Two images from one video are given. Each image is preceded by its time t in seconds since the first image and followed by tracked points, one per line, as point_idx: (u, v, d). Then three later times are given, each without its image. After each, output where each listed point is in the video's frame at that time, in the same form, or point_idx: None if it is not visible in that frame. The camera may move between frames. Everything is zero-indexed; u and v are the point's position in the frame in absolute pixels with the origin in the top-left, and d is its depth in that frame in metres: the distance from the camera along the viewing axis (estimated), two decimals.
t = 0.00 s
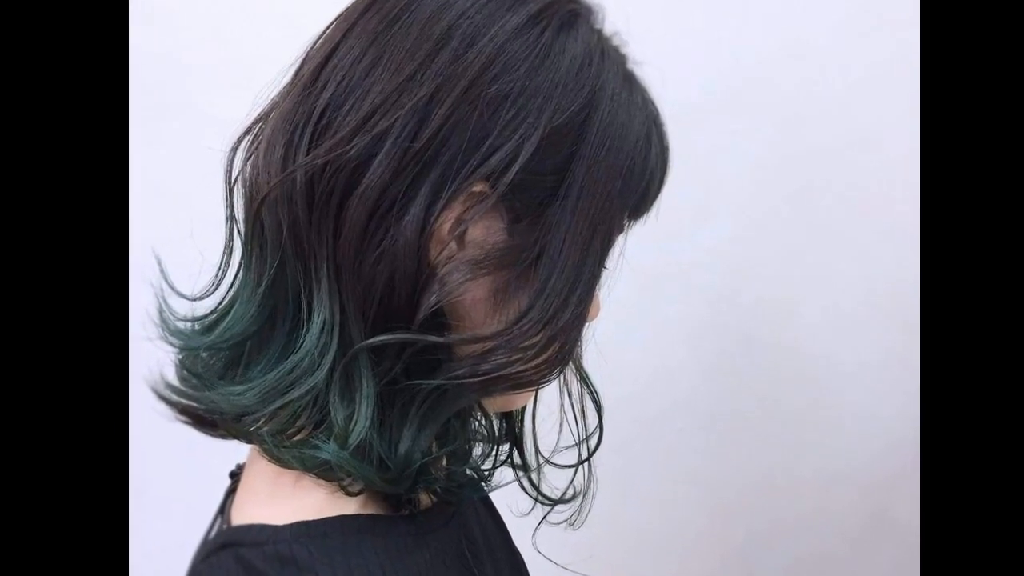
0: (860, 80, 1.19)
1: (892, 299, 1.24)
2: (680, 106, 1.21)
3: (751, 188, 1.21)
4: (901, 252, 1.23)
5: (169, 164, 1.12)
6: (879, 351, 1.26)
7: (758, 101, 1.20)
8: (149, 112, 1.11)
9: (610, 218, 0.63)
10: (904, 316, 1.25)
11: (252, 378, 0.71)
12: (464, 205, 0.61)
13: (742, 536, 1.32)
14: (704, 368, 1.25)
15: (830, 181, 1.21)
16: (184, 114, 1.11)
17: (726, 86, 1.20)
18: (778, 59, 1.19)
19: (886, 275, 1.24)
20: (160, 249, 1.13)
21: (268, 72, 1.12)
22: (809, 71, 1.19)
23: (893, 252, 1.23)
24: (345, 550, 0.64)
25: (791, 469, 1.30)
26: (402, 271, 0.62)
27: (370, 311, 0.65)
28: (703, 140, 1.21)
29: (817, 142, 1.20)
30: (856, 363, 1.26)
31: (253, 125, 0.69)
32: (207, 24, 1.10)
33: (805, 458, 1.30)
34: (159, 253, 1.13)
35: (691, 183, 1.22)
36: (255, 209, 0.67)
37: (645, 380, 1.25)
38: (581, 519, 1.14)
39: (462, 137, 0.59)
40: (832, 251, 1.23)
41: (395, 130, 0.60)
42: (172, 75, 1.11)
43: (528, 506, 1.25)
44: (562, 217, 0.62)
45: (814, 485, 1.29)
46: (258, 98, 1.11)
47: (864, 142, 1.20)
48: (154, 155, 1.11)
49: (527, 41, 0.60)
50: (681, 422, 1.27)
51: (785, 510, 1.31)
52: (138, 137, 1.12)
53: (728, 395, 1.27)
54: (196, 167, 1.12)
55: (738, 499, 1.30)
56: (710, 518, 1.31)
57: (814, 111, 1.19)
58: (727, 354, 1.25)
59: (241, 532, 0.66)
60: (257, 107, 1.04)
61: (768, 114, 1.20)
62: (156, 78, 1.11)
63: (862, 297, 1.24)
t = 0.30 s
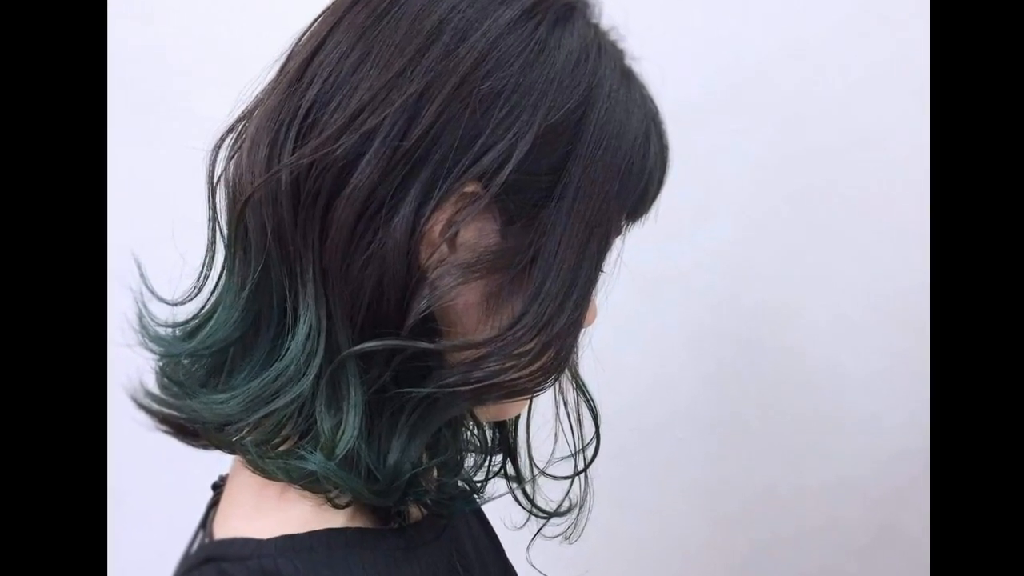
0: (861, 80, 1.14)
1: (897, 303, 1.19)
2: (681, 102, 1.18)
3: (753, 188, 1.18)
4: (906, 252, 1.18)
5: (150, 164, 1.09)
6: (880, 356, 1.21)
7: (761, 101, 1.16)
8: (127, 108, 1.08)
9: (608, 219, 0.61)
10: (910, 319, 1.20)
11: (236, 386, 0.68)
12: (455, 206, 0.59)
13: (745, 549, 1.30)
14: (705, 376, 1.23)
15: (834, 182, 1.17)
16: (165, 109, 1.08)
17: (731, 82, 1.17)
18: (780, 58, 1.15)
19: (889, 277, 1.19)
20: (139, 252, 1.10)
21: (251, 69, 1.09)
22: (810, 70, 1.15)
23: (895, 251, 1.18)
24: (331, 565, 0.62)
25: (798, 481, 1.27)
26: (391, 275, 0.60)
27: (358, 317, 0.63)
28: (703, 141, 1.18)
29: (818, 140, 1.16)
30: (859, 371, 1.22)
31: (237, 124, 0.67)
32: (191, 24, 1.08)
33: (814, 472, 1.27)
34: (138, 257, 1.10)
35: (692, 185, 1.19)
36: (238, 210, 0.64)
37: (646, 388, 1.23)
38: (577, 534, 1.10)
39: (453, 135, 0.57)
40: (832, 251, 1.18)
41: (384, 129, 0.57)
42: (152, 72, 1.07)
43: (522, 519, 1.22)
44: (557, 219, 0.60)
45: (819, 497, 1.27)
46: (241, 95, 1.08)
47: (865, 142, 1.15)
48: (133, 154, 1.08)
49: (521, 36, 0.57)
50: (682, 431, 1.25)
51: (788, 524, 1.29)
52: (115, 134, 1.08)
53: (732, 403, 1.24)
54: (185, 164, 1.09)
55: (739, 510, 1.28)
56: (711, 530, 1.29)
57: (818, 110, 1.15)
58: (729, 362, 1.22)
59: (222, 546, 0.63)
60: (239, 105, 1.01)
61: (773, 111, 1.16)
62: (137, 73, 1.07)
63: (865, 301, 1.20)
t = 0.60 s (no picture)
0: (862, 78, 1.12)
1: (904, 308, 1.17)
2: (681, 96, 1.14)
3: (753, 189, 1.15)
4: (915, 256, 1.15)
5: (130, 164, 1.06)
6: (885, 362, 1.19)
7: (762, 99, 1.13)
8: (103, 105, 1.05)
9: (605, 221, 0.59)
10: (921, 323, 1.18)
11: (218, 395, 0.65)
12: (446, 207, 0.57)
13: (748, 564, 1.27)
14: (707, 384, 1.20)
15: (836, 183, 1.14)
16: (144, 108, 1.06)
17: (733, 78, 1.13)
18: (778, 56, 1.12)
19: (898, 283, 1.17)
20: (116, 254, 1.07)
21: (231, 66, 1.07)
22: (809, 70, 1.12)
23: (900, 255, 1.16)
24: None
25: (800, 492, 1.25)
26: (379, 279, 0.58)
27: (345, 323, 0.60)
28: (704, 140, 1.15)
29: (822, 139, 1.13)
30: (862, 377, 1.20)
31: (219, 122, 0.64)
32: (175, 25, 1.05)
33: (818, 483, 1.25)
34: (114, 260, 1.07)
35: (693, 185, 1.16)
36: (220, 212, 0.62)
37: (646, 396, 1.20)
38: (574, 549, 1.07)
39: (444, 133, 0.55)
40: (833, 252, 1.16)
41: (372, 127, 0.55)
42: (129, 69, 1.05)
43: (516, 533, 1.20)
44: (552, 220, 0.57)
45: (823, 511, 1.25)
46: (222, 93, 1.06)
47: (871, 142, 1.13)
48: (110, 154, 1.06)
49: (514, 30, 0.55)
50: (681, 442, 1.22)
51: (792, 539, 1.27)
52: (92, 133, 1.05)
53: (732, 410, 1.21)
54: (159, 167, 1.07)
55: (742, 525, 1.26)
56: (712, 544, 1.26)
57: (820, 108, 1.13)
58: (733, 369, 1.20)
59: (204, 562, 0.60)
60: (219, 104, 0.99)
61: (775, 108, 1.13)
62: (114, 70, 1.05)
63: (878, 307, 1.18)
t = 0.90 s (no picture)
0: (874, 75, 1.09)
1: (914, 310, 1.17)
2: (681, 92, 1.08)
3: (762, 190, 1.11)
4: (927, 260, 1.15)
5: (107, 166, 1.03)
6: (897, 366, 1.19)
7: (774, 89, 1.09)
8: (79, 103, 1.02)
9: (602, 222, 0.56)
10: (931, 328, 1.18)
11: (198, 405, 0.63)
12: (435, 209, 0.55)
13: None
14: (710, 394, 1.17)
15: (852, 184, 1.11)
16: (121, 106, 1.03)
17: (736, 73, 1.08)
18: (787, 45, 1.08)
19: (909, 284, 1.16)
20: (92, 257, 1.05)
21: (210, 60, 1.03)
22: (824, 57, 1.08)
23: (920, 257, 1.15)
24: None
25: (807, 507, 1.23)
26: (366, 283, 0.56)
27: (330, 329, 0.58)
28: (706, 138, 1.10)
29: (833, 137, 1.10)
30: (877, 389, 1.20)
31: (200, 119, 0.61)
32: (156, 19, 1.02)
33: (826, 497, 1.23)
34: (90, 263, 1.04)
35: (695, 186, 1.11)
36: (200, 213, 0.60)
37: (647, 405, 1.16)
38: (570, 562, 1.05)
39: (434, 132, 0.53)
40: (849, 257, 1.14)
41: (359, 125, 0.53)
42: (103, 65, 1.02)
43: (509, 548, 1.17)
44: (546, 222, 0.55)
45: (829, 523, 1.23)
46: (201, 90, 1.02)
47: (890, 136, 1.10)
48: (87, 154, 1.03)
49: (507, 23, 0.53)
50: (681, 454, 1.19)
51: (797, 552, 1.25)
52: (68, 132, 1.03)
53: (727, 422, 1.19)
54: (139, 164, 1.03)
55: (745, 539, 1.23)
56: (714, 558, 1.24)
57: (832, 101, 1.09)
58: (739, 378, 1.17)
59: None
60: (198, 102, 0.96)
61: (783, 104, 1.09)
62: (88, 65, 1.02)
63: (888, 313, 1.17)
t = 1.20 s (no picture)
0: (873, 76, 1.01)
1: (920, 317, 1.09)
2: (679, 90, 1.03)
3: (759, 195, 1.05)
4: (938, 267, 1.07)
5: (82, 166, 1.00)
6: (901, 373, 1.11)
7: (777, 89, 1.02)
8: (51, 99, 0.99)
9: (599, 224, 0.54)
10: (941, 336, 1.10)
11: (176, 415, 0.60)
12: (425, 210, 0.52)
13: None
14: (710, 402, 1.12)
15: (856, 184, 1.04)
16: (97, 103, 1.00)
17: (735, 71, 1.02)
18: (786, 45, 1.01)
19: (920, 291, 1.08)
20: (67, 261, 1.02)
21: (188, 57, 1.01)
22: (824, 56, 1.01)
23: (927, 264, 1.07)
24: None
25: (808, 518, 1.17)
26: (353, 288, 0.53)
27: (315, 336, 0.56)
28: (705, 138, 1.04)
29: (835, 137, 1.03)
30: (883, 395, 1.12)
31: (178, 117, 0.59)
32: (135, 20, 0.99)
33: (830, 507, 1.17)
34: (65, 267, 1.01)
35: (695, 186, 1.05)
36: (179, 214, 0.57)
37: (645, 415, 1.11)
38: None
39: (423, 130, 0.51)
40: (851, 258, 1.06)
41: (346, 123, 0.51)
42: (77, 60, 0.99)
43: (502, 565, 1.13)
44: (540, 224, 0.53)
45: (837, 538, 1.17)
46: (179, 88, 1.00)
47: (895, 136, 1.03)
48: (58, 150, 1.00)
49: (499, 17, 0.51)
50: (681, 466, 1.13)
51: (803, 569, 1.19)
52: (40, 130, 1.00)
53: (733, 431, 1.13)
54: (112, 166, 1.00)
55: (747, 557, 1.18)
56: None
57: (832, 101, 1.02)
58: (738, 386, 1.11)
59: None
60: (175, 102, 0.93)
61: (784, 103, 1.02)
62: (62, 61, 0.99)
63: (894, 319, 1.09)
